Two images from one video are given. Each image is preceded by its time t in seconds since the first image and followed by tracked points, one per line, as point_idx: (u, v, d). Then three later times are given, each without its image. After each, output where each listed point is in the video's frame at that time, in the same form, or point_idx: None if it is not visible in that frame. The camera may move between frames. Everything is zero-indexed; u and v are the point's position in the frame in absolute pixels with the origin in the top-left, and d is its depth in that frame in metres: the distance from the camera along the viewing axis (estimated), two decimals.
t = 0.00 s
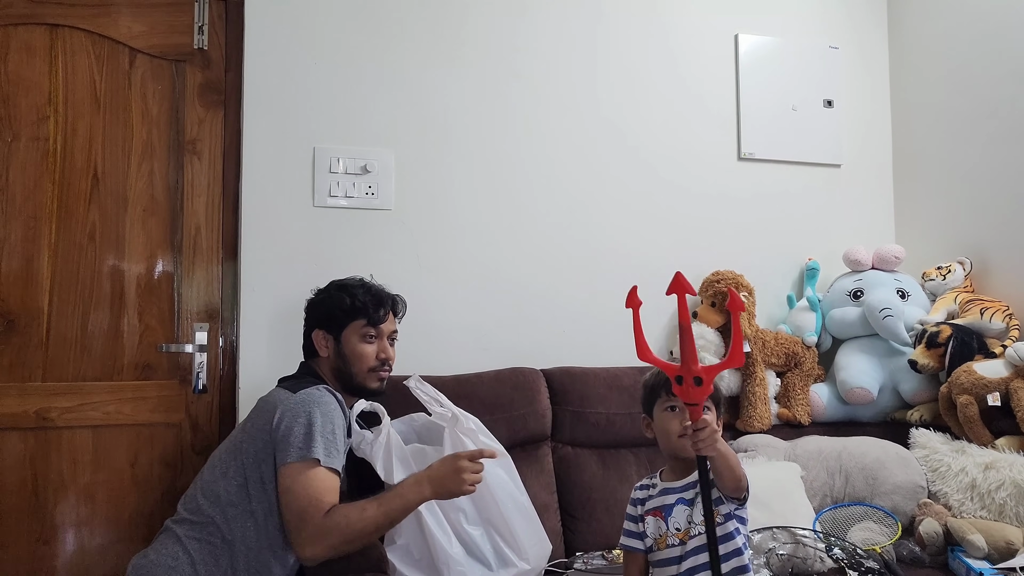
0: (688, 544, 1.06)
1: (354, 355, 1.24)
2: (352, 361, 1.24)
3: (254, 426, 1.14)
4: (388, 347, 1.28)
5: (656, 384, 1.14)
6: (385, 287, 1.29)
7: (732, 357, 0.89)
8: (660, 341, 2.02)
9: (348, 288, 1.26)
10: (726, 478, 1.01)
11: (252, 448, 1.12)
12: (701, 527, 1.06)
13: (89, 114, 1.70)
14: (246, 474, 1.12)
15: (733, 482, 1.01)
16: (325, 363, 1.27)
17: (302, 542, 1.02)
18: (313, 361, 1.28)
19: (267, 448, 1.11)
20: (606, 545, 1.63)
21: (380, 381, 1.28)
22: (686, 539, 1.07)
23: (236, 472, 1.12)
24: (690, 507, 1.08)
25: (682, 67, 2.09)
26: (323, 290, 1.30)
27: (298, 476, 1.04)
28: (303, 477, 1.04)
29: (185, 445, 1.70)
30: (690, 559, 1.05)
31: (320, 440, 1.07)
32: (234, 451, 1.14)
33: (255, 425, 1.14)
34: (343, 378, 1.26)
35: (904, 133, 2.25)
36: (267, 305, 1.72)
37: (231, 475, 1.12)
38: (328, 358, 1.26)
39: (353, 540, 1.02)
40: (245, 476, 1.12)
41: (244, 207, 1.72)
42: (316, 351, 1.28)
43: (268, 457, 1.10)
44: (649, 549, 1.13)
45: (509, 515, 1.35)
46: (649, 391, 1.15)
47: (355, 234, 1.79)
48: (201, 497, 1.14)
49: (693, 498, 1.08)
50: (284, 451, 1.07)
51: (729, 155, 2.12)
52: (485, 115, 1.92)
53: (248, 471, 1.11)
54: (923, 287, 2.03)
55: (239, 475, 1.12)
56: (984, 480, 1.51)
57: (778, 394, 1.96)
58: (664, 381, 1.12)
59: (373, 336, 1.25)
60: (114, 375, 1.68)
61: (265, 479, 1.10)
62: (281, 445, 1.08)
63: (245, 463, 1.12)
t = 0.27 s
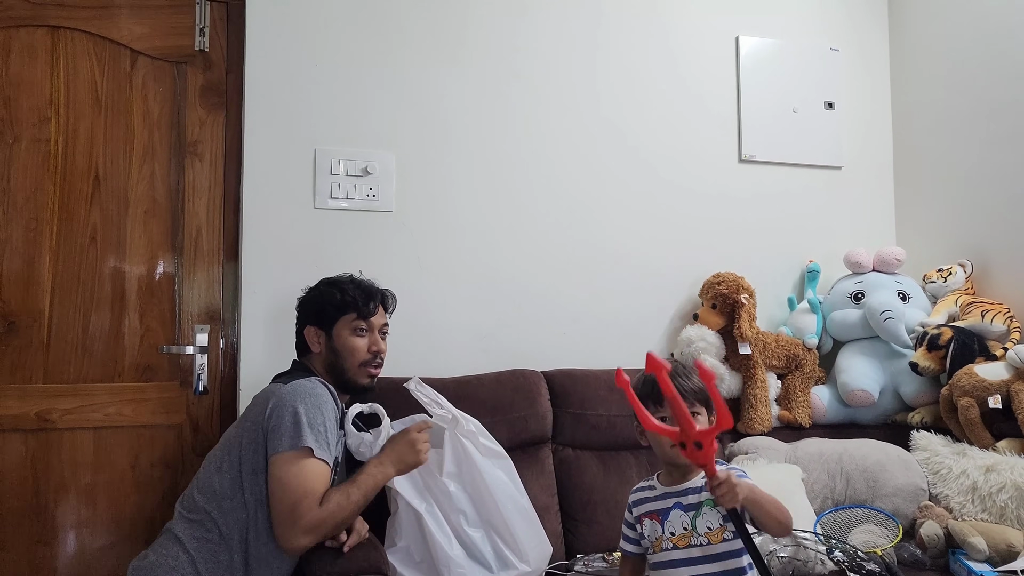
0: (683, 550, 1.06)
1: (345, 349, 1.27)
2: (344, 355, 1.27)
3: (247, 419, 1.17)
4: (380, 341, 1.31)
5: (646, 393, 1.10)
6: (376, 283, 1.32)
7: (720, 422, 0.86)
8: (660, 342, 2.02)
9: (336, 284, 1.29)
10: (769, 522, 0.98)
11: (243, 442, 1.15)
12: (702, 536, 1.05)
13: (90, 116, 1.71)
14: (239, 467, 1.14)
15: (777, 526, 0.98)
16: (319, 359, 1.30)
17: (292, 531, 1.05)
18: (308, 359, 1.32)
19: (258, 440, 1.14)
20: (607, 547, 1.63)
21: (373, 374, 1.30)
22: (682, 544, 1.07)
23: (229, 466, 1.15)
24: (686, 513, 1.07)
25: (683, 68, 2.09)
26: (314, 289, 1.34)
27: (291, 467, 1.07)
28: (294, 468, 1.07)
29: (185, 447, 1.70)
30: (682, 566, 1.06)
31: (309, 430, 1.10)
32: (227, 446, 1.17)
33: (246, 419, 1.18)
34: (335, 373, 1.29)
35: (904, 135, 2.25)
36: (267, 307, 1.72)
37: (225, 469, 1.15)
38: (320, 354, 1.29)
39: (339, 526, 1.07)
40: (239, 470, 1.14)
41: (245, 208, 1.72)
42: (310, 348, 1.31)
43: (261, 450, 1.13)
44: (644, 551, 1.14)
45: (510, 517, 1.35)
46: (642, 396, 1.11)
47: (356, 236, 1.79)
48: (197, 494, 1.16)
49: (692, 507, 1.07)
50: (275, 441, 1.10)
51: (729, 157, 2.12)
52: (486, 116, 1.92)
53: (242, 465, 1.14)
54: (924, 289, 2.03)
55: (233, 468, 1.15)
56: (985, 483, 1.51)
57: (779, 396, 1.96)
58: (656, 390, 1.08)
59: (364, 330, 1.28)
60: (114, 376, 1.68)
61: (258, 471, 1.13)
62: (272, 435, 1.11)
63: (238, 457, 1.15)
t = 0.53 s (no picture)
0: (677, 552, 1.05)
1: (344, 349, 1.27)
2: (342, 356, 1.27)
3: (249, 419, 1.17)
4: (379, 342, 1.30)
5: (643, 398, 1.11)
6: (376, 285, 1.32)
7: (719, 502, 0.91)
8: (661, 344, 2.02)
9: (335, 285, 1.29)
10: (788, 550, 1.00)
11: (245, 441, 1.15)
12: (701, 542, 1.04)
13: (92, 117, 1.71)
14: (240, 466, 1.14)
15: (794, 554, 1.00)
16: (318, 360, 1.30)
17: (294, 532, 1.07)
18: (307, 360, 1.32)
19: (260, 439, 1.14)
20: (607, 550, 1.63)
21: (373, 375, 1.30)
22: (677, 547, 1.05)
23: (231, 466, 1.15)
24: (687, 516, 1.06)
25: (684, 70, 2.10)
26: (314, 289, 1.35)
27: (297, 468, 1.08)
28: (300, 469, 1.08)
29: (186, 448, 1.70)
30: (671, 569, 1.05)
31: (312, 433, 1.11)
32: (229, 445, 1.17)
33: (247, 418, 1.17)
34: (334, 374, 1.28)
35: (905, 137, 2.25)
36: (268, 308, 1.72)
37: (226, 468, 1.15)
38: (320, 354, 1.29)
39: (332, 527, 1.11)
40: (240, 469, 1.14)
41: (246, 209, 1.72)
42: (309, 348, 1.31)
43: (262, 449, 1.13)
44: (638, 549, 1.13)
45: (510, 519, 1.35)
46: (638, 400, 1.13)
47: (357, 238, 1.79)
48: (198, 493, 1.16)
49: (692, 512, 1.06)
50: (277, 441, 1.10)
51: (730, 159, 2.12)
52: (487, 117, 1.92)
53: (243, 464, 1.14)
54: (925, 291, 2.03)
55: (234, 468, 1.15)
56: (986, 485, 1.51)
57: (780, 398, 1.96)
58: (648, 397, 1.09)
59: (364, 331, 1.28)
60: (115, 378, 1.68)
61: (259, 470, 1.13)
62: (274, 436, 1.11)
63: (240, 457, 1.15)
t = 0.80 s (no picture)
0: (693, 551, 1.05)
1: (346, 352, 1.27)
2: (344, 358, 1.27)
3: (249, 422, 1.17)
4: (381, 346, 1.31)
5: (637, 400, 1.12)
6: (380, 288, 1.32)
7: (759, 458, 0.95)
8: (661, 345, 2.02)
9: (340, 287, 1.29)
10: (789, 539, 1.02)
11: (245, 444, 1.15)
12: (714, 539, 1.05)
13: (92, 118, 1.71)
14: (239, 469, 1.14)
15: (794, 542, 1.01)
16: (319, 361, 1.30)
17: (286, 540, 1.06)
18: (309, 360, 1.32)
19: (260, 442, 1.14)
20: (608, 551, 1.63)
21: (373, 378, 1.30)
22: (692, 545, 1.05)
23: (230, 468, 1.15)
24: (697, 514, 1.07)
25: (684, 70, 2.10)
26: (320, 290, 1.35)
27: (293, 475, 1.07)
28: (296, 474, 1.07)
29: (186, 449, 1.70)
30: (686, 568, 1.04)
31: (309, 438, 1.10)
32: (229, 447, 1.17)
33: (248, 421, 1.18)
34: (335, 376, 1.29)
35: (905, 137, 2.25)
36: (268, 309, 1.72)
37: (225, 471, 1.15)
38: (322, 356, 1.29)
39: (327, 536, 1.10)
40: (239, 472, 1.14)
41: (246, 210, 1.72)
42: (311, 349, 1.31)
43: (261, 453, 1.13)
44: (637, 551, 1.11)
45: (511, 520, 1.35)
46: (633, 401, 1.13)
47: (357, 238, 1.79)
48: (198, 495, 1.16)
49: (704, 509, 1.07)
50: (275, 444, 1.10)
51: (731, 160, 2.12)
52: (488, 117, 1.92)
53: (241, 466, 1.14)
54: (925, 292, 2.03)
55: (233, 470, 1.15)
56: (986, 486, 1.51)
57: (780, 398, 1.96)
58: (643, 397, 1.10)
59: (366, 334, 1.28)
60: (115, 378, 1.68)
61: (257, 473, 1.13)
62: (272, 440, 1.11)
63: (239, 459, 1.15)
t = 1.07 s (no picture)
0: (682, 548, 1.05)
1: (346, 353, 1.27)
2: (344, 359, 1.27)
3: (249, 420, 1.17)
4: (381, 347, 1.31)
5: (633, 401, 1.11)
6: (382, 288, 1.32)
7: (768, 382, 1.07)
8: (660, 344, 2.01)
9: (342, 287, 1.29)
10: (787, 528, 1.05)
11: (243, 442, 1.15)
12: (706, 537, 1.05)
13: (92, 117, 1.71)
14: (238, 467, 1.14)
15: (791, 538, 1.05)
16: (319, 361, 1.30)
17: (283, 539, 1.06)
18: (309, 359, 1.32)
19: (259, 441, 1.14)
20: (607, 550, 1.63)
21: (372, 380, 1.30)
22: (682, 542, 1.05)
23: (230, 466, 1.15)
24: (689, 512, 1.07)
25: (684, 69, 2.10)
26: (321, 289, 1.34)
27: (292, 474, 1.07)
28: (294, 474, 1.07)
29: (185, 448, 1.70)
30: (679, 565, 1.04)
31: (309, 438, 1.10)
32: (228, 445, 1.17)
33: (247, 419, 1.17)
34: (335, 376, 1.29)
35: (905, 137, 2.25)
36: (268, 307, 1.72)
37: (225, 469, 1.15)
38: (322, 355, 1.29)
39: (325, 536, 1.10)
40: (238, 470, 1.14)
41: (246, 209, 1.72)
42: (311, 349, 1.31)
43: (260, 451, 1.13)
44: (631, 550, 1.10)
45: (510, 519, 1.35)
46: (626, 403, 1.13)
47: (357, 237, 1.79)
48: (197, 493, 1.16)
49: (695, 506, 1.07)
50: (275, 444, 1.10)
51: (730, 159, 2.12)
52: (487, 116, 1.92)
53: (241, 465, 1.14)
54: (924, 292, 2.03)
55: (232, 468, 1.15)
56: (985, 485, 1.51)
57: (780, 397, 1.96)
58: (638, 400, 1.09)
59: (366, 335, 1.28)
60: (115, 378, 1.68)
61: (257, 472, 1.13)
62: (271, 439, 1.11)
63: (238, 457, 1.14)
